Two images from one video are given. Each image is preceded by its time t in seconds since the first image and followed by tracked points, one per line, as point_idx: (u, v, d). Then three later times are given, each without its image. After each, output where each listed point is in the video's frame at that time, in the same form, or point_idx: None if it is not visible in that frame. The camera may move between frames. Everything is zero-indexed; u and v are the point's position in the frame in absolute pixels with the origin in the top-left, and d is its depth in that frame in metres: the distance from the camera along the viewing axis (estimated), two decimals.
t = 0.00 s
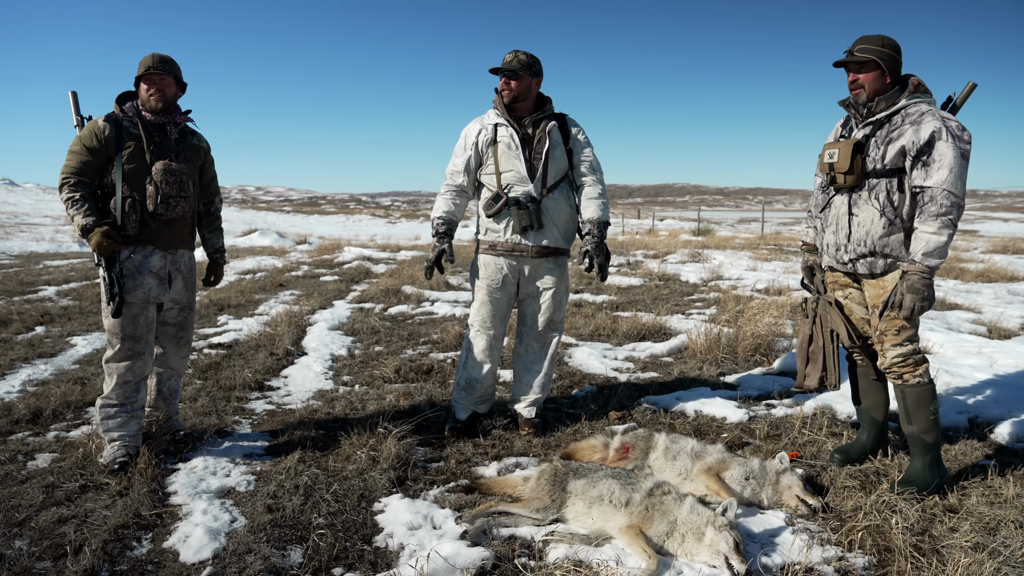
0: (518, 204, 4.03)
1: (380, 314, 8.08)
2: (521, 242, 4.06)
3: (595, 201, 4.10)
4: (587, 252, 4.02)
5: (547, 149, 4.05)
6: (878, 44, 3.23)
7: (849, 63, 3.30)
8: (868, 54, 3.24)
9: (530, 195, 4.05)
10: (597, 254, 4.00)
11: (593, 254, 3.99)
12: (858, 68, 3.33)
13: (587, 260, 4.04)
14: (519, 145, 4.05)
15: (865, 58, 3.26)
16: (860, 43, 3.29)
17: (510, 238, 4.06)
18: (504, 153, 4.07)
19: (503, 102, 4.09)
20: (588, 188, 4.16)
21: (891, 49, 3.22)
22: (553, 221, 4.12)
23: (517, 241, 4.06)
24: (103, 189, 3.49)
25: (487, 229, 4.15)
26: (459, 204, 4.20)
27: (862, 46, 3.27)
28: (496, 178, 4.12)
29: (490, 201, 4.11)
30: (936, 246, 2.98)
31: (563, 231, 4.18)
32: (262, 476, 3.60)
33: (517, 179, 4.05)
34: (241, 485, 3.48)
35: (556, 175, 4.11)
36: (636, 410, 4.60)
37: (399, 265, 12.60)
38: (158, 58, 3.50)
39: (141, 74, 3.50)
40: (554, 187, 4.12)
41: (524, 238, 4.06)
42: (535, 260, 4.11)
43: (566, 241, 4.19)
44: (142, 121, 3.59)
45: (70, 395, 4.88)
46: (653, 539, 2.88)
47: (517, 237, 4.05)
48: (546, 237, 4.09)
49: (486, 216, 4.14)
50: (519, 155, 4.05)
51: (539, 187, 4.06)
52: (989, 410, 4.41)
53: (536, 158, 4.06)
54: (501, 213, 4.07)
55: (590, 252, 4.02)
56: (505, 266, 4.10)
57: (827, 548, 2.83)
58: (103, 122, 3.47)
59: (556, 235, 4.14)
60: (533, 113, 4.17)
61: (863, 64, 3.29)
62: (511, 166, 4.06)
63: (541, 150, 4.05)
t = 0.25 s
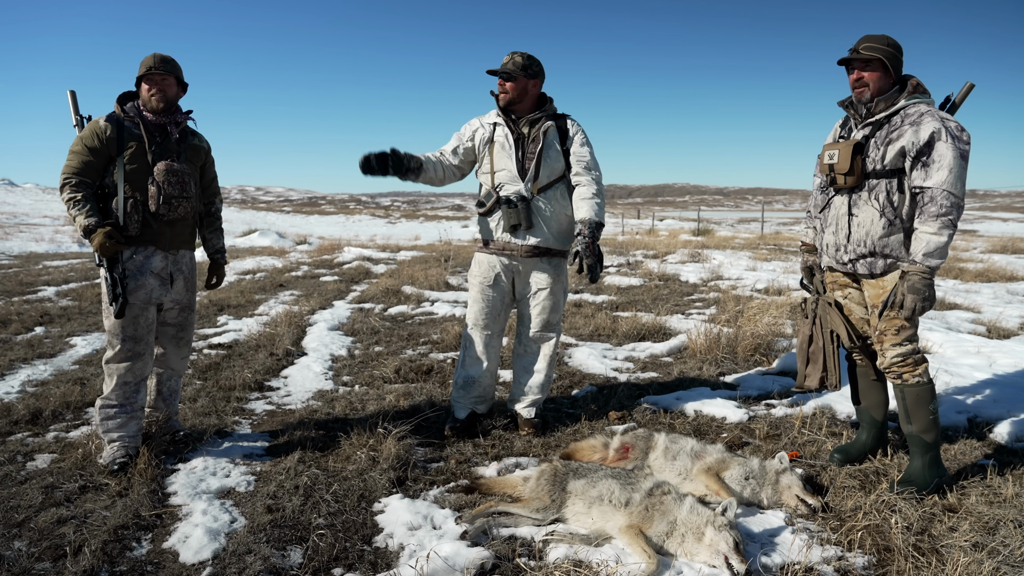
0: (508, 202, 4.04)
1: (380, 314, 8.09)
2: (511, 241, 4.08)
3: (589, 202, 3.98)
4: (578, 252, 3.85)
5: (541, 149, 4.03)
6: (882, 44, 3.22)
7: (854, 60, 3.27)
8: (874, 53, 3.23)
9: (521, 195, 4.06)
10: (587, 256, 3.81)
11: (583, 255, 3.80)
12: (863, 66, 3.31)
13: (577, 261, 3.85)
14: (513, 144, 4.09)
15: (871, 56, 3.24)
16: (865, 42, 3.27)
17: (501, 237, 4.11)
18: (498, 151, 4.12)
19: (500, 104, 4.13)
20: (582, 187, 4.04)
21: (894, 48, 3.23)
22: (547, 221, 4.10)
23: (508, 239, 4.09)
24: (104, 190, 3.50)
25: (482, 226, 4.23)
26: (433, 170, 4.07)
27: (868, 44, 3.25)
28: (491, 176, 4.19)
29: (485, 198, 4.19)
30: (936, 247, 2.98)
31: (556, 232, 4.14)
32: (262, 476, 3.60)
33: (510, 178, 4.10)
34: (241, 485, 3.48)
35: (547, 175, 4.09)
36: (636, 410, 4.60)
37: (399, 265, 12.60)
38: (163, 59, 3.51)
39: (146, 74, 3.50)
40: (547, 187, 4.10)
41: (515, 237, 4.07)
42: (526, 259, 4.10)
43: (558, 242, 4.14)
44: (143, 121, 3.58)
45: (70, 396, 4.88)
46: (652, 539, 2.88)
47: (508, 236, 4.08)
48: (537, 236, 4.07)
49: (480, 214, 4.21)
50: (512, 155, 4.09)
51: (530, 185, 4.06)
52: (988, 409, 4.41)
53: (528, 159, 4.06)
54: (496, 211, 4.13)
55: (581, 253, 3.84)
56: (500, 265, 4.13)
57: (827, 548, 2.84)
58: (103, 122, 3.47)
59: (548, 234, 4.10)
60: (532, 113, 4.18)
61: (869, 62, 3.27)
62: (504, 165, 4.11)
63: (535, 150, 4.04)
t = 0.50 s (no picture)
0: (506, 201, 4.04)
1: (380, 314, 8.09)
2: (506, 239, 4.08)
3: (583, 202, 3.98)
4: (568, 251, 3.82)
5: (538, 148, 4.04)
6: (885, 44, 3.23)
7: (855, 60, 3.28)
8: (875, 54, 3.24)
9: (518, 193, 4.07)
10: (578, 254, 3.79)
11: (574, 254, 3.78)
12: (864, 66, 3.32)
13: (567, 260, 3.83)
14: (513, 143, 4.10)
15: (872, 57, 3.25)
16: (868, 42, 3.28)
17: (497, 234, 4.12)
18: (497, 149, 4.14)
19: (499, 104, 4.14)
20: (577, 186, 4.02)
21: (897, 49, 3.23)
22: (543, 220, 4.10)
23: (505, 236, 4.09)
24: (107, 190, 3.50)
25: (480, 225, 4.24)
26: (418, 113, 3.87)
27: (870, 44, 3.26)
28: (490, 173, 4.20)
29: (482, 196, 4.21)
30: (937, 248, 2.99)
31: (552, 232, 4.13)
32: (263, 476, 3.60)
33: (507, 176, 4.11)
34: (241, 486, 3.48)
35: (545, 174, 4.09)
36: (636, 411, 4.60)
37: (399, 266, 12.61)
38: (177, 62, 3.55)
39: (163, 77, 3.50)
40: (546, 186, 4.10)
41: (511, 235, 4.07)
42: (522, 258, 4.09)
43: (553, 241, 4.14)
44: (146, 122, 3.59)
45: (70, 396, 4.88)
46: (653, 539, 2.88)
47: (503, 234, 4.09)
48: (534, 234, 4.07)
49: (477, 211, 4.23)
50: (511, 152, 4.10)
51: (527, 184, 4.07)
52: (988, 410, 4.41)
53: (525, 157, 4.07)
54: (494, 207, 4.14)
55: (572, 252, 3.81)
56: (499, 265, 4.13)
57: (827, 549, 2.84)
58: (106, 122, 3.46)
59: (544, 234, 4.10)
60: (532, 113, 4.18)
61: (870, 62, 3.28)
62: (502, 164, 4.12)
63: (533, 149, 4.04)
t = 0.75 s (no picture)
0: (506, 202, 4.05)
1: (380, 316, 8.09)
2: (505, 241, 4.09)
3: (584, 202, 3.98)
4: (569, 252, 3.82)
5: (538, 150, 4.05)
6: (885, 47, 3.24)
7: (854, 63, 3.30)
8: (875, 57, 3.25)
9: (518, 195, 4.07)
10: (579, 254, 3.78)
11: (575, 254, 3.77)
12: (862, 69, 3.34)
13: (569, 260, 3.82)
14: (513, 144, 4.11)
15: (871, 59, 3.26)
16: (867, 44, 3.29)
17: (496, 236, 4.12)
18: (498, 151, 4.15)
19: (500, 106, 4.15)
20: (577, 188, 4.03)
21: (896, 51, 3.24)
22: (543, 221, 4.11)
23: (505, 238, 4.09)
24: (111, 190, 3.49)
25: (479, 226, 4.24)
26: (421, 111, 3.86)
27: (869, 47, 3.28)
28: (490, 175, 4.21)
29: (482, 197, 4.22)
30: (936, 250, 2.99)
31: (552, 234, 4.14)
32: (262, 478, 3.60)
33: (507, 178, 4.12)
34: (241, 488, 3.48)
35: (545, 176, 4.10)
36: (636, 413, 4.60)
37: (399, 268, 12.61)
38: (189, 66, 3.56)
39: (175, 79, 3.50)
40: (546, 188, 4.11)
41: (511, 236, 4.07)
42: (521, 259, 4.10)
43: (552, 242, 4.14)
44: (151, 123, 3.60)
45: (69, 398, 4.88)
46: (652, 542, 2.88)
47: (503, 235, 4.09)
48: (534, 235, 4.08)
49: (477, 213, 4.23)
50: (512, 154, 4.11)
51: (527, 186, 4.08)
52: (987, 412, 4.41)
53: (525, 159, 4.09)
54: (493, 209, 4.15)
55: (573, 252, 3.81)
56: (498, 267, 4.13)
57: (827, 551, 2.84)
58: (111, 122, 3.46)
59: (544, 235, 4.10)
60: (532, 115, 4.18)
61: (868, 65, 3.30)
62: (502, 165, 4.13)
63: (533, 151, 4.05)
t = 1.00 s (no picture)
0: (506, 204, 4.06)
1: (379, 317, 8.10)
2: (507, 243, 4.09)
3: (584, 205, 3.98)
4: (572, 254, 3.83)
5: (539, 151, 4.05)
6: (883, 48, 3.25)
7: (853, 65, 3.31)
8: (873, 58, 3.26)
9: (519, 197, 4.08)
10: (583, 258, 3.80)
11: (578, 256, 3.79)
12: (861, 70, 3.35)
13: (570, 262, 3.85)
14: (513, 146, 4.10)
15: (869, 60, 3.28)
16: (865, 45, 3.31)
17: (499, 238, 4.11)
18: (498, 153, 4.13)
19: (499, 107, 4.15)
20: (578, 189, 4.04)
21: (895, 52, 3.24)
22: (544, 223, 4.11)
23: (507, 240, 4.09)
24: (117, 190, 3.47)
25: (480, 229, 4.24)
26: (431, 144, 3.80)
27: (867, 48, 3.29)
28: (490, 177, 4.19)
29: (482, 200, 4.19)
30: (936, 250, 3.00)
31: (553, 235, 4.15)
32: (262, 479, 3.60)
33: (508, 180, 4.12)
34: (240, 488, 3.49)
35: (546, 178, 4.11)
36: (635, 413, 4.61)
37: (399, 268, 12.60)
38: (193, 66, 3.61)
39: (180, 79, 3.53)
40: (546, 189, 4.12)
41: (512, 238, 4.08)
42: (523, 261, 4.11)
43: (553, 243, 4.14)
44: (156, 123, 3.60)
45: (69, 399, 4.88)
46: (651, 542, 2.88)
47: (505, 237, 4.09)
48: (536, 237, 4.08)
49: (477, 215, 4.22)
50: (512, 156, 4.10)
51: (528, 187, 4.08)
52: (986, 412, 4.42)
53: (526, 160, 4.09)
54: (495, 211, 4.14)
55: (576, 255, 3.83)
56: (499, 268, 4.14)
57: (825, 551, 2.84)
58: (116, 122, 3.45)
59: (546, 237, 4.11)
60: (532, 116, 4.19)
61: (866, 66, 3.32)
62: (503, 167, 4.12)
63: (534, 152, 4.06)
